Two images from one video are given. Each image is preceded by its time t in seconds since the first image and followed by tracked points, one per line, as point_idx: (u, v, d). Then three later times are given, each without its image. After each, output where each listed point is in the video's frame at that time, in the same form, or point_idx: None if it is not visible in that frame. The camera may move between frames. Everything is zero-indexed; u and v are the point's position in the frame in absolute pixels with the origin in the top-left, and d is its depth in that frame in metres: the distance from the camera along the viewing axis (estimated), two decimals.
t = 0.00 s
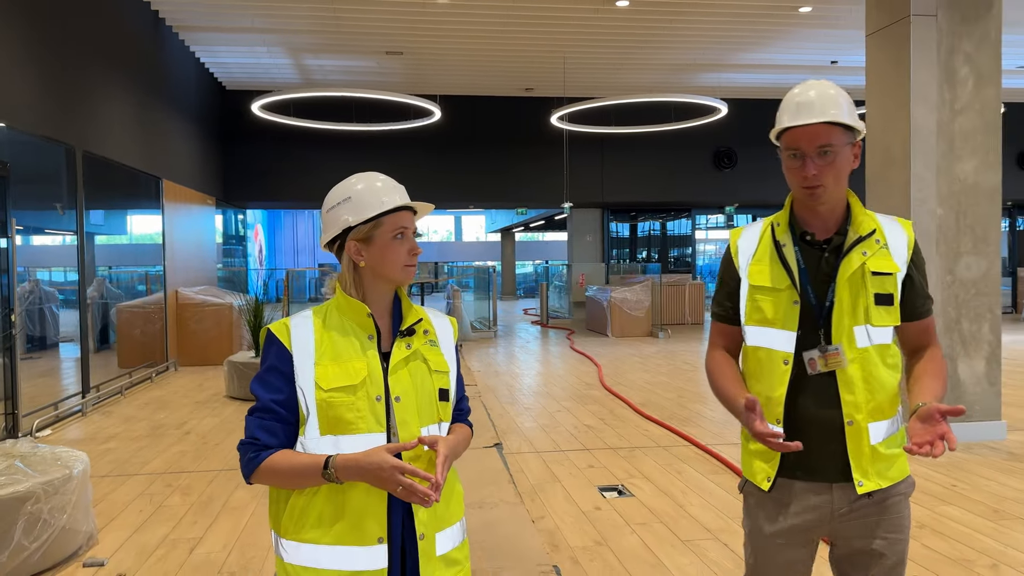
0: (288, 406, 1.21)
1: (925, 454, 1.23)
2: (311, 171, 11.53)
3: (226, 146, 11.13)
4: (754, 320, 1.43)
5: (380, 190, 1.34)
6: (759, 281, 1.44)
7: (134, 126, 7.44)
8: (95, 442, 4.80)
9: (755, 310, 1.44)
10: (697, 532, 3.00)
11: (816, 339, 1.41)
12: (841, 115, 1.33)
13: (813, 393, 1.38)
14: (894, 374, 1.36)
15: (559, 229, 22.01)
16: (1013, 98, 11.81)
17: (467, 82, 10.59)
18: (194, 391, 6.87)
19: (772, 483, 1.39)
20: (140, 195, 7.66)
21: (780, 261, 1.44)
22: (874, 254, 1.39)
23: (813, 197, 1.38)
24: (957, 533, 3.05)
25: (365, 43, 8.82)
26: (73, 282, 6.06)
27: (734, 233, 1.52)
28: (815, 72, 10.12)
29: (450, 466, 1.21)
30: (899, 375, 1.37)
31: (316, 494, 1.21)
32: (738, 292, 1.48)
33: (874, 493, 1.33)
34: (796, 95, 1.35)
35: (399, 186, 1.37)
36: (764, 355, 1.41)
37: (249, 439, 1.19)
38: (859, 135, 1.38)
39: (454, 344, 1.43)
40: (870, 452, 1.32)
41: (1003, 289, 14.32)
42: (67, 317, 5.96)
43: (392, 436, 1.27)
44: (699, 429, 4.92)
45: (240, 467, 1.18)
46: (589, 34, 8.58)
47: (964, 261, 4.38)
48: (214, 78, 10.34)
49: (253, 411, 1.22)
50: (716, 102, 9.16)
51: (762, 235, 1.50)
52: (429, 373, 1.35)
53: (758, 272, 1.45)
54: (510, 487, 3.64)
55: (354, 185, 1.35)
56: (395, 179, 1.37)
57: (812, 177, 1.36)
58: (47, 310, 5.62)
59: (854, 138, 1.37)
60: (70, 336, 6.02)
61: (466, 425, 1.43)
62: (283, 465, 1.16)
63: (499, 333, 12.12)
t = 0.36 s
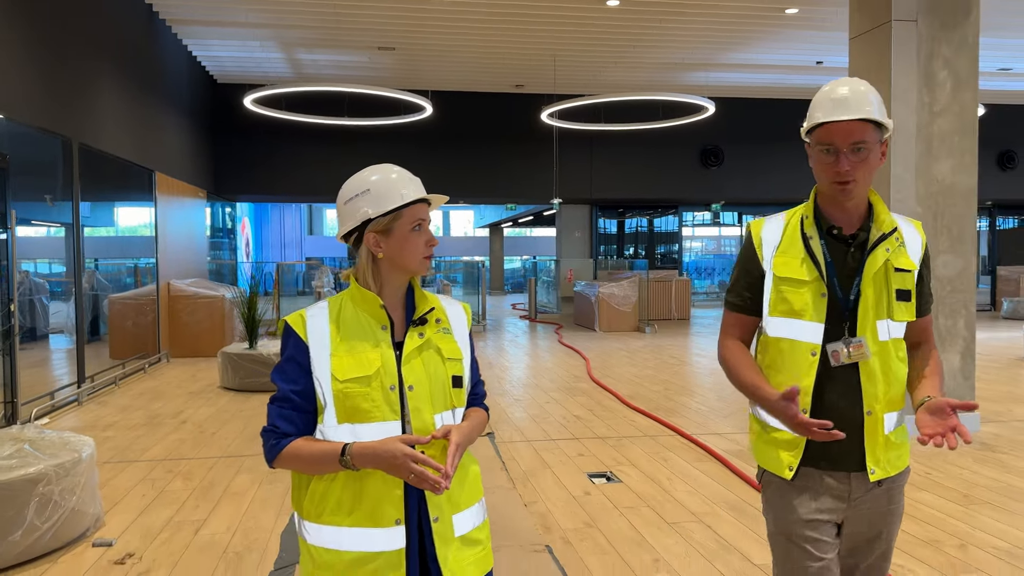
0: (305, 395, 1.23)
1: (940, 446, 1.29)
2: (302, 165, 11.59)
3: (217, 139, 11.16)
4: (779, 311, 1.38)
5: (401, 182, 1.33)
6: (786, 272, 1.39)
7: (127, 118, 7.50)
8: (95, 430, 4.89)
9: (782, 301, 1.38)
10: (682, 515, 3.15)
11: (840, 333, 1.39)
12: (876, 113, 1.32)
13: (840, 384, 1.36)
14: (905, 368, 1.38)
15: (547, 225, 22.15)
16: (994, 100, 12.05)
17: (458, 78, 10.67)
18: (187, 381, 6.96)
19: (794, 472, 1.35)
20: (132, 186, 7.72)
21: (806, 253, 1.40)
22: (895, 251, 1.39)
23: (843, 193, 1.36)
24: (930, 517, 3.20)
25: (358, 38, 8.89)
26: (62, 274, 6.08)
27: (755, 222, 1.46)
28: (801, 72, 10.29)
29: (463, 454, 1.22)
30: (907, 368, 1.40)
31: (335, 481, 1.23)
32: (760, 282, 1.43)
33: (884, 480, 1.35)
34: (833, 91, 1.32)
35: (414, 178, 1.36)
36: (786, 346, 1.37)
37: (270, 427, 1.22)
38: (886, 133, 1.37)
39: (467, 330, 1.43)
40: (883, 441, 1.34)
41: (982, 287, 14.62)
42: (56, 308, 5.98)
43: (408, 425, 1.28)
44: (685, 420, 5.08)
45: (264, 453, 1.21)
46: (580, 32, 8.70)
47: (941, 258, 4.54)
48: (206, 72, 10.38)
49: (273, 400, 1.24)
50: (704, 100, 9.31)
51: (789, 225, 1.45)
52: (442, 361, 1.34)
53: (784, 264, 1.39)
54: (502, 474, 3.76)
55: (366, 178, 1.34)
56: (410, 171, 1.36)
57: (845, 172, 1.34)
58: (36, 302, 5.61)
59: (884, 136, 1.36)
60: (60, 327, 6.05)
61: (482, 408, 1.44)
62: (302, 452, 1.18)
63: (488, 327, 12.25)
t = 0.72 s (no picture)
0: (322, 388, 1.28)
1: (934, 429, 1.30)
2: (291, 157, 11.62)
3: (206, 131, 11.18)
4: (780, 311, 1.33)
5: (419, 178, 1.34)
6: (786, 270, 1.34)
7: (118, 110, 7.55)
8: (89, 418, 4.97)
9: (784, 300, 1.33)
10: (664, 497, 3.27)
11: (843, 329, 1.35)
12: (861, 103, 1.33)
13: (848, 381, 1.33)
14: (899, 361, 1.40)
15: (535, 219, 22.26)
16: (975, 98, 12.26)
17: (447, 72, 10.72)
18: (178, 371, 7.04)
19: (814, 477, 1.30)
20: (123, 178, 7.77)
21: (805, 250, 1.36)
22: (887, 245, 1.40)
23: (831, 184, 1.35)
24: (903, 500, 3.32)
25: (347, 31, 8.92)
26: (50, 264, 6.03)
27: (744, 223, 1.39)
28: (786, 69, 10.42)
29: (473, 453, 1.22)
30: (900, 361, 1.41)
31: (348, 475, 1.26)
32: (757, 284, 1.36)
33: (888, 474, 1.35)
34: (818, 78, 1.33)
35: (433, 174, 1.36)
36: (790, 345, 1.32)
37: (286, 419, 1.27)
38: (871, 127, 1.38)
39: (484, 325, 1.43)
40: (888, 436, 1.33)
41: (962, 282, 14.88)
42: (45, 300, 5.91)
43: (419, 420, 1.30)
44: (669, 409, 5.21)
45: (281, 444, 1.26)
46: (569, 27, 8.78)
47: (917, 251, 4.69)
48: (195, 63, 10.39)
49: (292, 391, 1.29)
50: (689, 96, 9.42)
51: (781, 223, 1.40)
52: (458, 358, 1.35)
53: (781, 262, 1.35)
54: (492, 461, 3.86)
55: (389, 173, 1.35)
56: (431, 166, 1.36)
57: (831, 161, 1.34)
58: (25, 292, 5.55)
59: (868, 130, 1.37)
60: (48, 318, 5.98)
61: (500, 405, 1.45)
62: (317, 446, 1.22)
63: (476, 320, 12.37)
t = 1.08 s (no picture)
0: (312, 372, 1.30)
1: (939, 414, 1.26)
2: (273, 153, 11.64)
3: (189, 126, 11.19)
4: (724, 303, 1.37)
5: (413, 164, 1.38)
6: (729, 262, 1.38)
7: (99, 105, 7.57)
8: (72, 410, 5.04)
9: (725, 292, 1.38)
10: (633, 484, 3.40)
11: (788, 318, 1.38)
12: (795, 98, 1.33)
13: (792, 373, 1.36)
14: (854, 349, 1.41)
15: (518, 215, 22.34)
16: (949, 99, 12.51)
17: (429, 68, 10.79)
18: (160, 365, 7.09)
19: (762, 473, 1.33)
20: (103, 173, 7.77)
21: (749, 242, 1.39)
22: (834, 232, 1.41)
23: (769, 180, 1.38)
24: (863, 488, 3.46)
25: (329, 28, 8.96)
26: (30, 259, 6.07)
27: (688, 218, 1.45)
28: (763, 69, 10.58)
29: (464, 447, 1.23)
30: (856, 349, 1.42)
31: (336, 464, 1.29)
32: (702, 277, 1.41)
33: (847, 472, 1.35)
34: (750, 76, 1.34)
35: (433, 160, 1.40)
36: (735, 336, 1.36)
37: (275, 403, 1.30)
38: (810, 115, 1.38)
39: (483, 320, 1.45)
40: (842, 428, 1.35)
41: (936, 280, 15.18)
42: (25, 295, 5.96)
43: (410, 410, 1.31)
44: (644, 401, 5.35)
45: (268, 429, 1.29)
46: (549, 25, 8.87)
47: (883, 249, 4.84)
48: (177, 58, 10.40)
49: (282, 375, 1.32)
50: (668, 95, 9.55)
51: (723, 217, 1.44)
52: (453, 349, 1.37)
53: (725, 255, 1.39)
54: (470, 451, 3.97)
55: (389, 157, 1.39)
56: (428, 153, 1.40)
57: (767, 160, 1.36)
58: (6, 287, 5.60)
59: (808, 119, 1.38)
60: (29, 312, 6.04)
61: (495, 403, 1.45)
62: (306, 433, 1.25)
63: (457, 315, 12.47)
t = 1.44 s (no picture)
0: (309, 372, 1.28)
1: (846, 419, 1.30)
2: (257, 151, 11.67)
3: (173, 124, 11.21)
4: (682, 306, 1.41)
5: (411, 168, 1.35)
6: (688, 266, 1.41)
7: (83, 104, 7.60)
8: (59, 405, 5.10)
9: (683, 294, 1.41)
10: (609, 475, 3.53)
11: (741, 322, 1.40)
12: (756, 102, 1.35)
13: (745, 374, 1.37)
14: (815, 355, 1.40)
15: (501, 214, 22.49)
16: (922, 102, 12.79)
17: (412, 68, 10.87)
18: (144, 362, 7.15)
19: (704, 470, 1.36)
20: (88, 172, 7.80)
21: (707, 247, 1.42)
22: (796, 237, 1.41)
23: (731, 183, 1.39)
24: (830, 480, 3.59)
25: (312, 28, 9.01)
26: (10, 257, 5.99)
27: (657, 218, 1.48)
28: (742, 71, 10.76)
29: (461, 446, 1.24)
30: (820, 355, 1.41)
31: (330, 459, 1.26)
32: (665, 278, 1.45)
33: (805, 472, 1.34)
34: (714, 80, 1.37)
35: (428, 163, 1.38)
36: (691, 338, 1.39)
37: (272, 401, 1.27)
38: (775, 119, 1.40)
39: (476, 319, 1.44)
40: (798, 431, 1.34)
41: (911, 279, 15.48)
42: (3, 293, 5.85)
43: (408, 409, 1.31)
44: (623, 396, 5.48)
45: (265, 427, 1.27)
46: (531, 27, 8.99)
47: (852, 249, 5.01)
48: (160, 57, 10.41)
49: (279, 373, 1.30)
50: (648, 97, 9.70)
51: (688, 221, 1.47)
52: (449, 349, 1.37)
53: (684, 258, 1.42)
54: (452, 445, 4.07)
55: (385, 161, 1.37)
56: (424, 156, 1.37)
57: (728, 163, 1.38)
58: None
59: (773, 122, 1.39)
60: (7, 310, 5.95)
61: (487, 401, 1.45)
62: (307, 429, 1.23)
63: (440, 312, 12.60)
